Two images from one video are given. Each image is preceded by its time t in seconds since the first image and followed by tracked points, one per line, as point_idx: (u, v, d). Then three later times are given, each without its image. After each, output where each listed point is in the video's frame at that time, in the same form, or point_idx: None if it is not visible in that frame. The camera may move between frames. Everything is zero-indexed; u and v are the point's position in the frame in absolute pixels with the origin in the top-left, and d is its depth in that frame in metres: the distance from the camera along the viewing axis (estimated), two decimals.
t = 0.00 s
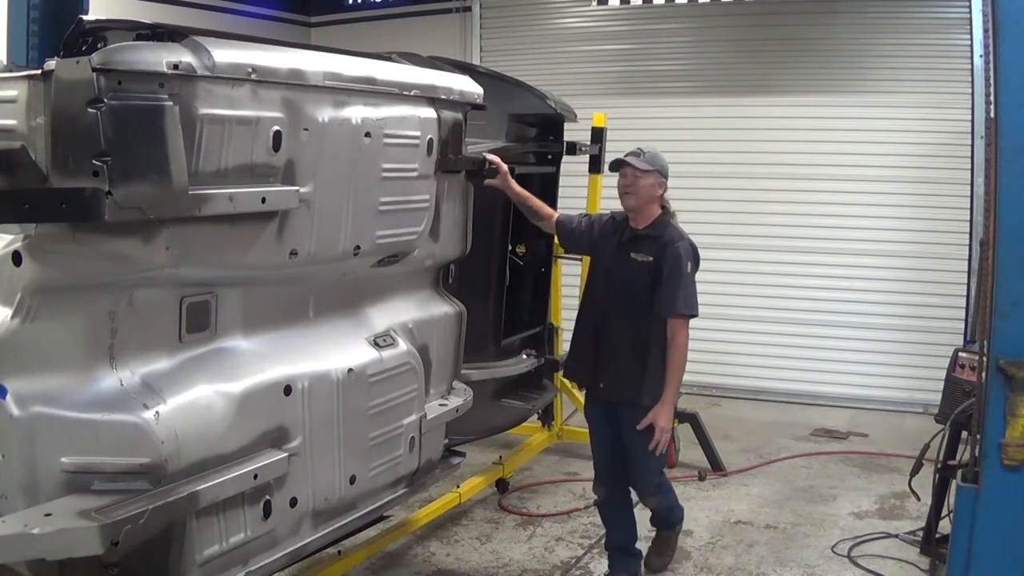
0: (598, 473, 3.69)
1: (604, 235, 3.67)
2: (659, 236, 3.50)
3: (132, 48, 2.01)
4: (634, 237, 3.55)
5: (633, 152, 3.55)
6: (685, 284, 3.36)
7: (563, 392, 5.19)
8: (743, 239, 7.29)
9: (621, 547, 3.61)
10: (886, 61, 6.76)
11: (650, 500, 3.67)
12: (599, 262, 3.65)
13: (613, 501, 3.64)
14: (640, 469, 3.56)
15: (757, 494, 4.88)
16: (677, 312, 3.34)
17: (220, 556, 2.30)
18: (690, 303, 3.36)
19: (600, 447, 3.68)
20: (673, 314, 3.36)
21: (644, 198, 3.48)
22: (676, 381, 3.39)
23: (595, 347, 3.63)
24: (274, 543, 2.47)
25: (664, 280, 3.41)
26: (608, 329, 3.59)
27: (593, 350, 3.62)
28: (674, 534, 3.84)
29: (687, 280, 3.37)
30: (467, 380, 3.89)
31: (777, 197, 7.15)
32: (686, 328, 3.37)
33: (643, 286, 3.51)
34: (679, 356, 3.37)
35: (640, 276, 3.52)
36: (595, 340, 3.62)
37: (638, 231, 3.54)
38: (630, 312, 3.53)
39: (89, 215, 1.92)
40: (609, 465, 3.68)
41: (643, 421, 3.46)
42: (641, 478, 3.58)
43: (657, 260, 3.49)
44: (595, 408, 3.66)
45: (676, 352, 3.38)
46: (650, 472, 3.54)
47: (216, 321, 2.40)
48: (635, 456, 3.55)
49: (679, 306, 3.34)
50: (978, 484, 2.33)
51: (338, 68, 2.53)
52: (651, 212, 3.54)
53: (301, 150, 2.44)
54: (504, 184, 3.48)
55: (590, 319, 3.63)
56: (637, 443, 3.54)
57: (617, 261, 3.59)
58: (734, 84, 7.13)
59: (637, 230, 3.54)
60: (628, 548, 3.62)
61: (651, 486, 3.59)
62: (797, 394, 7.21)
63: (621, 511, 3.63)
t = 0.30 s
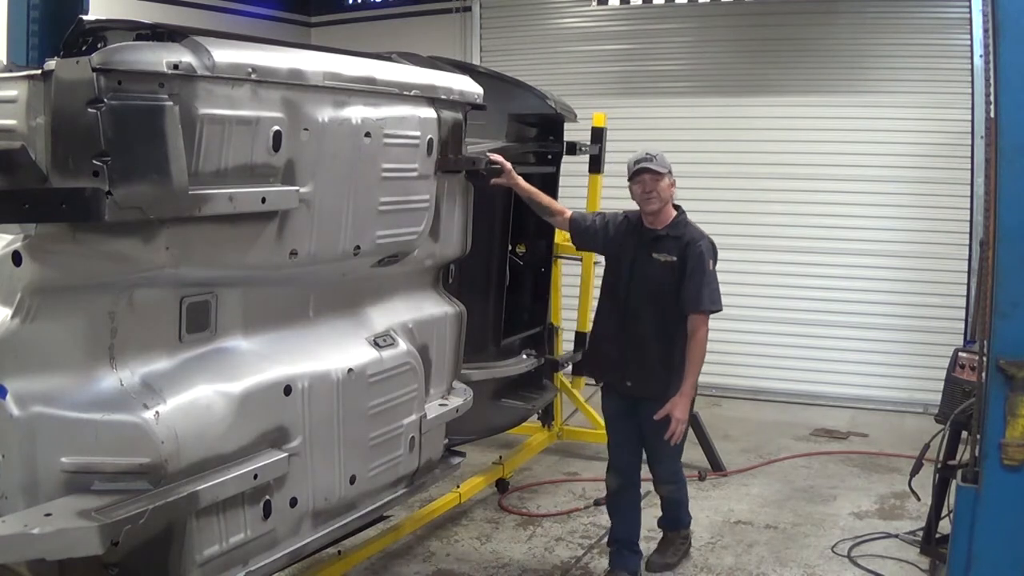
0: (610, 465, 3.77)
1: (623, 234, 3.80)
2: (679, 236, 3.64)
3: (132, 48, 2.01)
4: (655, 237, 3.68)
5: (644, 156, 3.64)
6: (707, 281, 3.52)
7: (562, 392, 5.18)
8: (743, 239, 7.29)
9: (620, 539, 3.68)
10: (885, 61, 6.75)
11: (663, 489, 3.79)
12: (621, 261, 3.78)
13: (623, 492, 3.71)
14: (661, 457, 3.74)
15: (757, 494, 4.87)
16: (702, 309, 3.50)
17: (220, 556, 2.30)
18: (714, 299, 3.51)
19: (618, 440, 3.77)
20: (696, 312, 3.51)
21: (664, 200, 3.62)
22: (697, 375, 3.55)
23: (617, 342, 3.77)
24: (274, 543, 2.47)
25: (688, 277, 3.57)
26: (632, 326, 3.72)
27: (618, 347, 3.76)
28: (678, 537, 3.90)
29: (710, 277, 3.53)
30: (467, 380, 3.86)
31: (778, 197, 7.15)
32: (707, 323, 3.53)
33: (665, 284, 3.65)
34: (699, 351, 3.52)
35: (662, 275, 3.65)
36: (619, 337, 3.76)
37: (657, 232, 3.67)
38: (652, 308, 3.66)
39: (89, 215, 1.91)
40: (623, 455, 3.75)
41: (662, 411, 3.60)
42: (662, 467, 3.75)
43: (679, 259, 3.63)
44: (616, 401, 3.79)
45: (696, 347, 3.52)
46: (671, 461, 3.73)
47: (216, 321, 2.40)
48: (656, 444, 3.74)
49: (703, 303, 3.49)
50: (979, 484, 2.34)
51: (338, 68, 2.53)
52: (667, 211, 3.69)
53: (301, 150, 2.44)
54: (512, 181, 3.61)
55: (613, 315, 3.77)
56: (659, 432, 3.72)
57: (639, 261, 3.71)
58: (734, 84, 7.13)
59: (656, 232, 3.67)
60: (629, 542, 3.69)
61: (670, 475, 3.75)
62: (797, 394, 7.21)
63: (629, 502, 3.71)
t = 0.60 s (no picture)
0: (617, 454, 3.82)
1: (635, 233, 3.84)
2: (691, 235, 3.67)
3: (132, 48, 2.01)
4: (666, 237, 3.71)
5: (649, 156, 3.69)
6: (721, 279, 3.56)
7: (562, 392, 5.17)
8: (743, 239, 7.29)
9: (621, 526, 3.76)
10: (885, 61, 6.76)
11: (669, 481, 3.81)
12: (633, 260, 3.81)
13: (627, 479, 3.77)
14: (671, 450, 3.78)
15: (757, 494, 4.87)
16: (716, 306, 3.55)
17: (220, 556, 2.30)
18: (727, 295, 3.55)
19: (629, 430, 3.83)
20: (711, 309, 3.56)
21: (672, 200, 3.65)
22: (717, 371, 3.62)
23: (629, 336, 3.80)
24: (274, 543, 2.47)
25: (701, 275, 3.60)
26: (647, 324, 3.75)
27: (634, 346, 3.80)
28: (678, 536, 3.90)
29: (723, 275, 3.56)
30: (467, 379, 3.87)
31: (778, 197, 7.15)
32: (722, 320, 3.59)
33: (678, 283, 3.68)
34: (717, 347, 3.59)
35: (675, 274, 3.68)
36: (635, 337, 3.80)
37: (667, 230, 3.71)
38: (664, 304, 3.70)
39: (89, 215, 1.91)
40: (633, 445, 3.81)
41: (688, 406, 3.68)
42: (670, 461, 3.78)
43: (691, 257, 3.67)
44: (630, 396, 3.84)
45: (714, 343, 3.59)
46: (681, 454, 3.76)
47: (215, 321, 2.40)
48: (666, 439, 3.77)
49: (717, 301, 3.54)
50: (979, 484, 2.34)
51: (338, 68, 2.53)
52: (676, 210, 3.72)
53: (300, 150, 2.44)
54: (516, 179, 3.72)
55: (626, 311, 3.81)
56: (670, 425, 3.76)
57: (651, 260, 3.74)
58: (734, 84, 7.13)
59: (666, 230, 3.71)
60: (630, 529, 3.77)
61: (677, 469, 3.77)
62: (797, 394, 7.21)
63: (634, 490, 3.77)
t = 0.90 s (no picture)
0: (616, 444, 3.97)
1: (636, 229, 3.91)
2: (687, 230, 3.71)
3: (132, 48, 2.01)
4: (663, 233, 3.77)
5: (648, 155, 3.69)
6: (715, 274, 3.58)
7: (562, 392, 5.17)
8: (743, 239, 7.29)
9: (627, 507, 4.00)
10: (885, 61, 6.76)
11: (669, 476, 3.84)
12: (633, 256, 3.88)
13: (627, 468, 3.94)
14: (670, 443, 3.83)
15: (756, 494, 4.87)
16: (711, 301, 3.57)
17: (219, 556, 2.30)
18: (723, 289, 3.58)
19: (629, 422, 3.94)
20: (706, 304, 3.59)
21: (669, 198, 3.71)
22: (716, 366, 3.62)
23: (630, 331, 3.88)
24: (274, 543, 2.47)
25: (696, 269, 3.64)
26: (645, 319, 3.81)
27: (633, 341, 3.87)
28: (678, 536, 3.90)
29: (718, 269, 3.58)
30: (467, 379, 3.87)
31: (779, 197, 7.15)
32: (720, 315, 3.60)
33: (675, 277, 3.73)
34: (716, 342, 3.60)
35: (671, 269, 3.74)
36: (634, 331, 3.87)
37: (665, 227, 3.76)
38: (663, 300, 3.76)
39: (89, 215, 1.91)
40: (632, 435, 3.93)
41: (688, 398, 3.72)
42: (668, 454, 3.83)
43: (687, 252, 3.71)
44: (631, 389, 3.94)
45: (712, 338, 3.60)
46: (680, 448, 3.80)
47: (215, 321, 2.40)
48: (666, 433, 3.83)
49: (711, 296, 3.57)
50: (978, 484, 2.34)
51: (338, 68, 2.53)
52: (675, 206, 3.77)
53: (300, 150, 2.44)
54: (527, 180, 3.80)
55: (625, 306, 3.90)
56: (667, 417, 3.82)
57: (649, 256, 3.81)
58: (734, 84, 7.13)
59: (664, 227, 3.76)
60: (636, 509, 4.00)
61: (675, 463, 3.81)
62: (797, 394, 7.21)
63: (634, 477, 3.94)
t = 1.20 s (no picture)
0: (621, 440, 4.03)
1: (626, 228, 3.97)
2: (670, 229, 3.75)
3: (132, 48, 2.00)
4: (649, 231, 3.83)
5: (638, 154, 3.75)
6: (693, 273, 3.61)
7: (562, 392, 5.17)
8: (743, 239, 7.29)
9: (636, 502, 4.03)
10: (885, 61, 6.75)
11: (667, 473, 3.85)
12: (622, 253, 3.96)
13: (633, 464, 3.99)
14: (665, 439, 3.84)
15: (756, 494, 4.87)
16: (687, 298, 3.60)
17: (219, 556, 2.30)
18: (700, 289, 3.60)
19: (626, 417, 3.99)
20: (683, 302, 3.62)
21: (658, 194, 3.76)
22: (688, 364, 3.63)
23: (616, 327, 3.95)
24: (273, 543, 2.47)
25: (675, 268, 3.67)
26: (630, 315, 3.89)
27: (619, 336, 3.95)
28: (677, 536, 3.90)
29: (696, 268, 3.61)
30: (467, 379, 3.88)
31: (778, 197, 7.15)
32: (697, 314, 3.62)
33: (657, 275, 3.79)
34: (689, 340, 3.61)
35: (655, 267, 3.79)
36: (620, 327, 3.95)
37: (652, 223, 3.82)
38: (646, 297, 3.82)
39: (89, 215, 1.91)
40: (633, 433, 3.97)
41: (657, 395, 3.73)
42: (661, 449, 3.86)
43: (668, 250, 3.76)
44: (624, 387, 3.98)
45: (686, 336, 3.61)
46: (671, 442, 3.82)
47: (216, 321, 2.40)
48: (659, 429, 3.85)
49: (687, 294, 3.60)
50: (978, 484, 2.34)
51: (338, 68, 2.53)
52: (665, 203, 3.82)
53: (300, 150, 2.44)
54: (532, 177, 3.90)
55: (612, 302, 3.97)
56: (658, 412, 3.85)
57: (635, 253, 3.88)
58: (734, 84, 7.13)
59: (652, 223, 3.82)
60: (647, 505, 4.04)
61: (669, 457, 3.82)
62: (797, 394, 7.21)
63: (641, 472, 3.99)
